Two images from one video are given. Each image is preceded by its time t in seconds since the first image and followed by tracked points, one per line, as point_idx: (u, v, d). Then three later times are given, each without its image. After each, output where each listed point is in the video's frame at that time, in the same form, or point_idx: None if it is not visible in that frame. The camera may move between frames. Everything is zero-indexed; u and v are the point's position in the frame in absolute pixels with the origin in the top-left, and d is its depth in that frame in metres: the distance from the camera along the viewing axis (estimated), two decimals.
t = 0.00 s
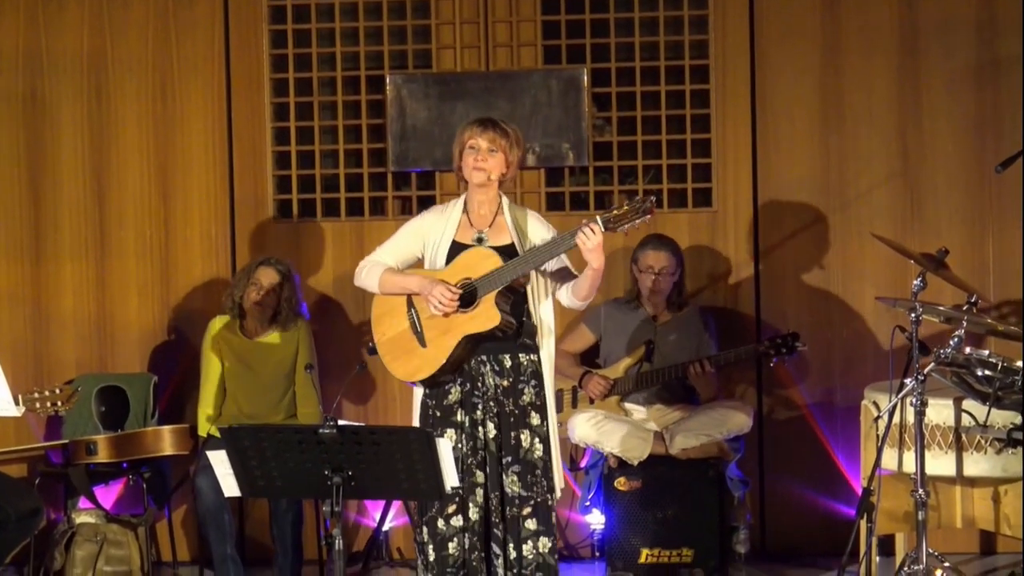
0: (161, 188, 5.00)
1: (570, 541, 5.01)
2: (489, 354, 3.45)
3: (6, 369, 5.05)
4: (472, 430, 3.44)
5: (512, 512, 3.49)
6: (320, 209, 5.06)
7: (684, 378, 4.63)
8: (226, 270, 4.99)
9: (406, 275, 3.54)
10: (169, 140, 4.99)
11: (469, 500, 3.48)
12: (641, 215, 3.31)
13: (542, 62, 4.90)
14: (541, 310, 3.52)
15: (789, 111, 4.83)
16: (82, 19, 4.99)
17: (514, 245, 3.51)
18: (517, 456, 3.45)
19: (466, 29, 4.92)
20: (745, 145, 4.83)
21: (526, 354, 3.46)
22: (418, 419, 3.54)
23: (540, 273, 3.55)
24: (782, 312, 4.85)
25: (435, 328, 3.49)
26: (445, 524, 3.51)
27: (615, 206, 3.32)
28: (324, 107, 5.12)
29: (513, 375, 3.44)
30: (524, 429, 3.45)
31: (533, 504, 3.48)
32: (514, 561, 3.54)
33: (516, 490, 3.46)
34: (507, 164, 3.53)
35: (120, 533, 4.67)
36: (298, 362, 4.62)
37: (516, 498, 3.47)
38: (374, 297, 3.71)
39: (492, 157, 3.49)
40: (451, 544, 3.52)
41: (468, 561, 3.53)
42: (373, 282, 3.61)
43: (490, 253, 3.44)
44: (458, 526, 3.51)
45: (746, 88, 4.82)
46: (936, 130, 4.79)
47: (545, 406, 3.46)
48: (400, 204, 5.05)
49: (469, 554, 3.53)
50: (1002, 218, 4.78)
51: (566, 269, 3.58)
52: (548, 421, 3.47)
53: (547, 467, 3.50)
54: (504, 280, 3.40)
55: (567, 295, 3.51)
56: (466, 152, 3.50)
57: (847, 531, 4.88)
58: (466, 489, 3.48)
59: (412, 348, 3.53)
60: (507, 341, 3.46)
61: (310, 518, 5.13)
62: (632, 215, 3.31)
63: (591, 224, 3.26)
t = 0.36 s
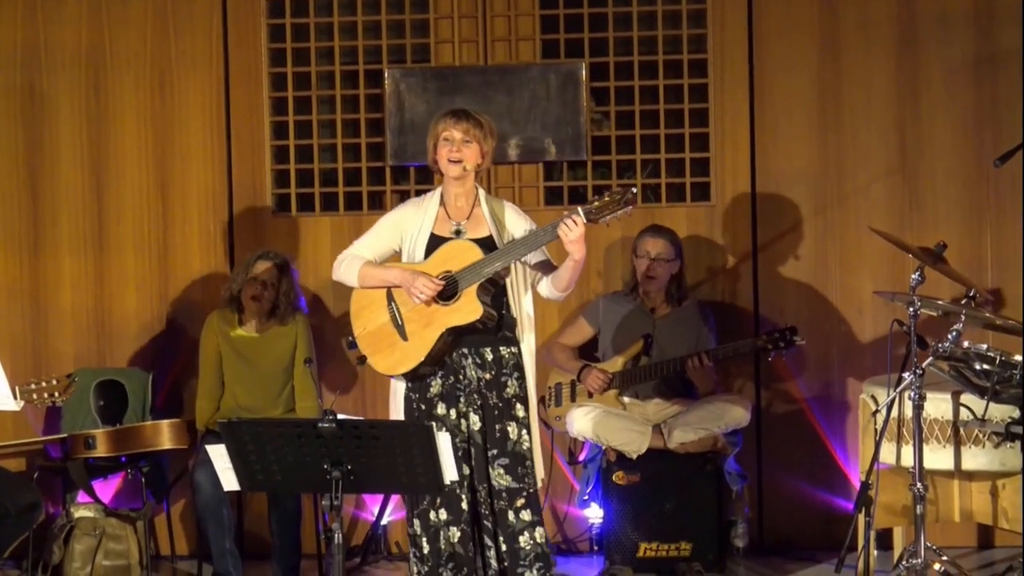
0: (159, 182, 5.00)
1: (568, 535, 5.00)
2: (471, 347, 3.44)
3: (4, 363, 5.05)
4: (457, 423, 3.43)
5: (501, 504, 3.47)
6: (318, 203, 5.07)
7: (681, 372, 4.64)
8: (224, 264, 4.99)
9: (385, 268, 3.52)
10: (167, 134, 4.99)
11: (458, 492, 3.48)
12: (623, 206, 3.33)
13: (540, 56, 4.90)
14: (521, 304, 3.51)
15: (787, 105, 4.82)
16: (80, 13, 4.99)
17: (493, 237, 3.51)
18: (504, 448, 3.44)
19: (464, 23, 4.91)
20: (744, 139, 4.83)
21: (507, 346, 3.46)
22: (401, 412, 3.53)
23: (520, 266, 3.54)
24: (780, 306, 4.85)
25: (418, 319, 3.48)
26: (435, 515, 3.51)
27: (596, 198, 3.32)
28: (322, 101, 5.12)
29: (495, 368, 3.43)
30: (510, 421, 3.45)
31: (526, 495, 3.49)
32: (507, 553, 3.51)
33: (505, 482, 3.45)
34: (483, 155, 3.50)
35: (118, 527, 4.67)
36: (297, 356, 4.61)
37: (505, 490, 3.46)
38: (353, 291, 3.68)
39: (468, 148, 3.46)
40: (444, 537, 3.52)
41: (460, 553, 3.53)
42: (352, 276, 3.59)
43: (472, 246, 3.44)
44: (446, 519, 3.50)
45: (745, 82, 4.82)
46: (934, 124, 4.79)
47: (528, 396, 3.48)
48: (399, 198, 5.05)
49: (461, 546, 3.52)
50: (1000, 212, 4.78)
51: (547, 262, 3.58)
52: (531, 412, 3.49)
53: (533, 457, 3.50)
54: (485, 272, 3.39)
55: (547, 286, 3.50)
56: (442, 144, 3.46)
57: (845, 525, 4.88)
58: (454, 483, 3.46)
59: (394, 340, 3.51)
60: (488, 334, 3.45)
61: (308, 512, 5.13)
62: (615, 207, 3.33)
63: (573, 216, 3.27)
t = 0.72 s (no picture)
0: (155, 178, 4.99)
1: (566, 531, 5.00)
2: (443, 344, 3.40)
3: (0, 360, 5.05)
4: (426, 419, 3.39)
5: (468, 502, 3.44)
6: (315, 200, 5.06)
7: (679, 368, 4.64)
8: (221, 260, 4.98)
9: (356, 265, 3.47)
10: (164, 130, 4.99)
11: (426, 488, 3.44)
12: (590, 199, 3.27)
13: (537, 52, 4.89)
14: (492, 299, 3.47)
15: (785, 101, 4.82)
16: (77, 9, 4.98)
17: (462, 234, 3.46)
18: (474, 446, 3.40)
19: (461, 19, 4.90)
20: (741, 135, 4.83)
21: (479, 344, 3.41)
22: (375, 410, 3.50)
23: (491, 262, 3.49)
24: (778, 302, 4.85)
25: (389, 317, 3.42)
26: (404, 512, 3.47)
27: (563, 192, 3.26)
28: (319, 98, 5.11)
29: (467, 366, 3.40)
30: (481, 418, 3.41)
31: (492, 493, 3.44)
32: (472, 550, 3.48)
33: (472, 479, 3.41)
34: (450, 152, 3.45)
35: (116, 524, 4.67)
36: (294, 353, 4.61)
37: (473, 487, 3.42)
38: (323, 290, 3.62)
39: (435, 145, 3.41)
40: (410, 533, 3.48)
41: (426, 550, 3.48)
42: (323, 274, 3.54)
43: (443, 242, 3.39)
44: (414, 515, 3.46)
45: (742, 78, 4.82)
46: (931, 120, 4.79)
47: (500, 394, 3.43)
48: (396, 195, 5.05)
49: (427, 543, 3.48)
50: (997, 208, 4.78)
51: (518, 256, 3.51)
52: (502, 410, 3.45)
53: (503, 455, 3.47)
54: (455, 268, 3.34)
55: (517, 282, 3.44)
56: (409, 143, 3.41)
57: (843, 521, 4.89)
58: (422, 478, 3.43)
59: (365, 338, 3.46)
60: (459, 331, 3.40)
61: (305, 508, 5.13)
62: (582, 200, 3.27)
63: (541, 210, 3.20)
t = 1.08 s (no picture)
0: (153, 173, 4.99)
1: (565, 526, 5.00)
2: (423, 341, 3.39)
3: None
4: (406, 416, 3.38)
5: (444, 498, 3.44)
6: (314, 195, 5.06)
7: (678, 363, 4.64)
8: (220, 256, 4.98)
9: (334, 264, 3.43)
10: (161, 125, 4.98)
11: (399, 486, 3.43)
12: (566, 188, 3.24)
13: (535, 47, 4.89)
14: (470, 295, 3.44)
15: (783, 95, 4.82)
16: (75, 3, 4.98)
17: (439, 230, 3.42)
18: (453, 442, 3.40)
19: (459, 14, 4.90)
20: (739, 129, 4.83)
21: (460, 341, 3.41)
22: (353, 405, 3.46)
23: (467, 257, 3.45)
24: (777, 296, 4.84)
25: (369, 315, 3.39)
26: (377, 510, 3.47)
27: (539, 182, 3.25)
28: (317, 93, 5.11)
29: (449, 362, 3.39)
30: (463, 415, 3.40)
31: (468, 489, 3.44)
32: (445, 547, 3.47)
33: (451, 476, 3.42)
34: (422, 147, 3.42)
35: (115, 520, 4.68)
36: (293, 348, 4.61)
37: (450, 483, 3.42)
38: (301, 292, 3.58)
39: (407, 142, 3.37)
40: (381, 530, 3.47)
41: (396, 548, 3.47)
42: (301, 276, 3.49)
43: (418, 238, 3.37)
44: (385, 512, 3.46)
45: (741, 72, 4.82)
46: (929, 113, 4.79)
47: (482, 390, 3.43)
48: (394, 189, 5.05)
49: (397, 540, 3.47)
50: (996, 202, 4.77)
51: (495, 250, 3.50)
52: (483, 406, 3.44)
53: (482, 451, 3.46)
54: (434, 263, 3.32)
55: (496, 275, 3.42)
56: (381, 142, 3.37)
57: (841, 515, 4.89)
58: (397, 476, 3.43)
59: (346, 336, 3.42)
60: (440, 327, 3.40)
61: (303, 504, 5.13)
62: (558, 189, 3.24)
63: (517, 201, 3.20)
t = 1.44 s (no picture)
0: (152, 164, 4.99)
1: (563, 520, 4.99)
2: (418, 334, 3.37)
3: None
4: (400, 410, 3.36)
5: (439, 490, 3.42)
6: (313, 186, 5.05)
7: (677, 357, 4.64)
8: (219, 247, 4.98)
9: (325, 259, 3.39)
10: (161, 116, 4.98)
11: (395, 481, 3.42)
12: (558, 176, 3.22)
13: (535, 40, 4.88)
14: (461, 286, 3.43)
15: (783, 89, 4.81)
16: None
17: (429, 222, 3.40)
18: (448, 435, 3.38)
19: (459, 6, 4.88)
20: (740, 123, 4.82)
21: (454, 334, 3.39)
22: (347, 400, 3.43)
23: (459, 249, 3.45)
24: (776, 290, 4.84)
25: (364, 308, 3.35)
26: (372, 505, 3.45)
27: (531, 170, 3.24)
28: (317, 85, 5.10)
29: (443, 356, 3.37)
30: (458, 408, 3.39)
31: (465, 482, 3.42)
32: (442, 539, 3.45)
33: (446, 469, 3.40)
34: (406, 140, 3.40)
35: (112, 511, 4.69)
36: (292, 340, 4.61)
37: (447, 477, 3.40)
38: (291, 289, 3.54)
39: (391, 135, 3.35)
40: (374, 525, 3.47)
41: (389, 541, 3.47)
42: (293, 272, 3.45)
43: (409, 231, 3.33)
44: (380, 507, 3.45)
45: (741, 66, 4.81)
46: (929, 107, 4.78)
47: (476, 383, 3.42)
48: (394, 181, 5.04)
49: (390, 534, 3.47)
50: (996, 197, 4.77)
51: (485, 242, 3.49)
52: (478, 399, 3.43)
53: (478, 445, 3.44)
54: (427, 255, 3.28)
55: (488, 266, 3.41)
56: (365, 138, 3.35)
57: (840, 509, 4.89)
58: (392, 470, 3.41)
59: (340, 330, 3.38)
60: (434, 321, 3.37)
61: (301, 496, 5.13)
62: (550, 177, 3.24)
63: (511, 189, 3.19)
